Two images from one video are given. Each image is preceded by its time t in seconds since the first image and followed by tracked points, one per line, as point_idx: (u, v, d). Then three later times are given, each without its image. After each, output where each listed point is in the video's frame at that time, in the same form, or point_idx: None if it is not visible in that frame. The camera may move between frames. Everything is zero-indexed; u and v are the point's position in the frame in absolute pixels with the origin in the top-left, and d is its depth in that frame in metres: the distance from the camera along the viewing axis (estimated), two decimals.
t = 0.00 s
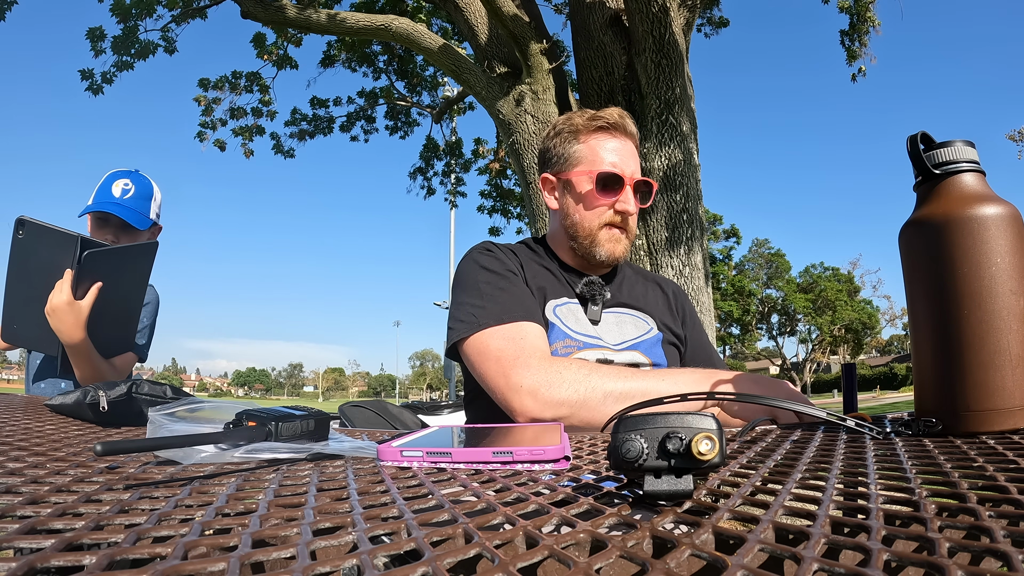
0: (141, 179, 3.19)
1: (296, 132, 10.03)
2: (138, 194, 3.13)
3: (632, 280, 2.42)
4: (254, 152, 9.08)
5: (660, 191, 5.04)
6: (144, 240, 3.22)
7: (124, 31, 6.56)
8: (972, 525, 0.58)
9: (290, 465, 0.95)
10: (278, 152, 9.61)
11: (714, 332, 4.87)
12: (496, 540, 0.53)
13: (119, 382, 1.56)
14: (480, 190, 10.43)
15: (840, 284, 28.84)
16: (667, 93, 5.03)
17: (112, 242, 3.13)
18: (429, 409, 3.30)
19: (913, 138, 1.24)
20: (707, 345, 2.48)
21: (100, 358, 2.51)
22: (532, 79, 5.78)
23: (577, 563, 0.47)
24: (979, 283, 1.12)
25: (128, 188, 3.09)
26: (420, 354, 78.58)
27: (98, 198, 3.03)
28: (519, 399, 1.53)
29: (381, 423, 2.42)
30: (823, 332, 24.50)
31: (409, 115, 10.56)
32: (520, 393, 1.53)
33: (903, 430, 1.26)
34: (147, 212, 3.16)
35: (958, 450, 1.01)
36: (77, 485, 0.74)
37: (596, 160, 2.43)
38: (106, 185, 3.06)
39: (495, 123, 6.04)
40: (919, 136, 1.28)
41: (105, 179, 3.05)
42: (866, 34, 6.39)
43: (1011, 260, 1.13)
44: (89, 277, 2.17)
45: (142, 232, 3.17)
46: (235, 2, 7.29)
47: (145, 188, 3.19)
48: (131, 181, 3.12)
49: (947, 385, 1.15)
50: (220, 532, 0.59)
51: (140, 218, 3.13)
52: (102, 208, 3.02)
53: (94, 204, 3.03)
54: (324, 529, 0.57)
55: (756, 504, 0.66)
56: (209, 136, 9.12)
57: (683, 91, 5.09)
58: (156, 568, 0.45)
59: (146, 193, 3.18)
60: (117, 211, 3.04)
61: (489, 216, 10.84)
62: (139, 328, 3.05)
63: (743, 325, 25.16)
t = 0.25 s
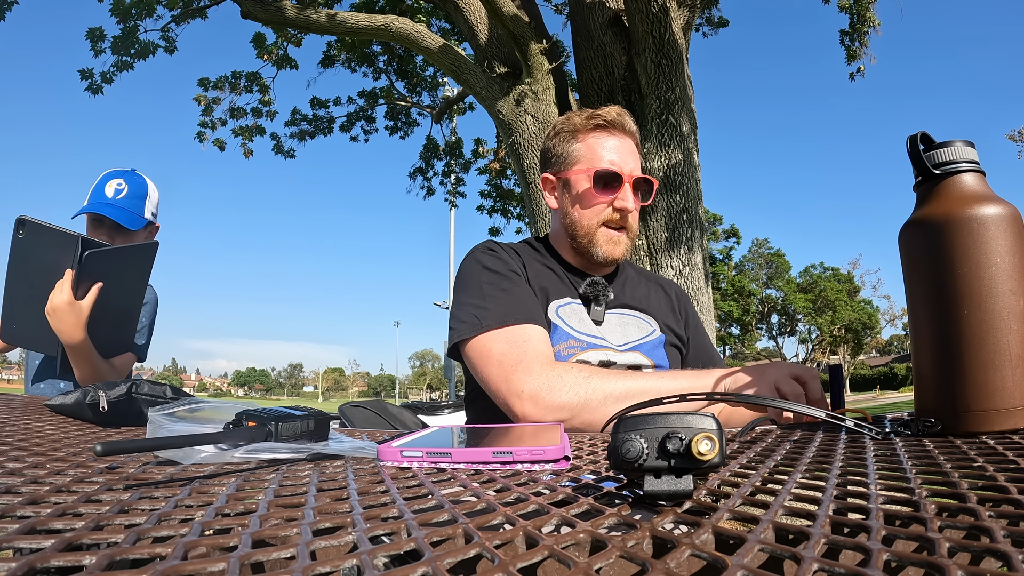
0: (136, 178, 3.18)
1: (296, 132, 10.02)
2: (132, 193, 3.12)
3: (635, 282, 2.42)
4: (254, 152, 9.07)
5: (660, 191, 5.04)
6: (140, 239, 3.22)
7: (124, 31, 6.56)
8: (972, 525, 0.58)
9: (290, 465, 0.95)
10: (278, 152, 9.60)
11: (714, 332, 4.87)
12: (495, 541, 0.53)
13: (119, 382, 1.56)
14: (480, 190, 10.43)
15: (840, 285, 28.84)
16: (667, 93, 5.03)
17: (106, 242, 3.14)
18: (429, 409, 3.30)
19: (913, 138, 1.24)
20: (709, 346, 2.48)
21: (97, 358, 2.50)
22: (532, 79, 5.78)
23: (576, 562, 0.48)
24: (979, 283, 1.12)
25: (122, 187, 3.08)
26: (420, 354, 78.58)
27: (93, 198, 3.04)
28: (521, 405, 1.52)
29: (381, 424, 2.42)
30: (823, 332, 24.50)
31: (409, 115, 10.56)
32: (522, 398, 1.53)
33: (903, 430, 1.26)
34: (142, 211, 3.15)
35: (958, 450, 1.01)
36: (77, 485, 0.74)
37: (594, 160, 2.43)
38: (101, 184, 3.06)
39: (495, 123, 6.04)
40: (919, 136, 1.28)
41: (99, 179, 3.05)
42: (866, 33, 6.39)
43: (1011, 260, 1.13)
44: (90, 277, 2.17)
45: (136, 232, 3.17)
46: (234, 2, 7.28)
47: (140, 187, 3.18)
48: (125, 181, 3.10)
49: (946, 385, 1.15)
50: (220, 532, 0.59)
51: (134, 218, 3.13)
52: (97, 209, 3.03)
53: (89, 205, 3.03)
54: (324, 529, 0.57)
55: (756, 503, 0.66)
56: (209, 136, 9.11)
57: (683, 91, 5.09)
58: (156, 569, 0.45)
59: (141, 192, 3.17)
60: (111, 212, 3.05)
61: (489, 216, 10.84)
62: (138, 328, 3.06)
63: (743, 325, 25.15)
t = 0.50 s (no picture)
0: (133, 177, 3.18)
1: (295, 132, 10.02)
2: (129, 191, 3.11)
3: (636, 282, 2.42)
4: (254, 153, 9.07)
5: (660, 191, 5.05)
6: (138, 238, 3.22)
7: (124, 31, 6.56)
8: (973, 525, 0.58)
9: (290, 465, 0.95)
10: (278, 152, 9.60)
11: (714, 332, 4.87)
12: (495, 541, 0.53)
13: (119, 382, 1.56)
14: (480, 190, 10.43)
15: (840, 285, 28.84)
16: (667, 93, 5.03)
17: (104, 242, 3.13)
18: (429, 409, 3.30)
19: (913, 138, 1.24)
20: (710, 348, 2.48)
21: (96, 359, 2.51)
22: (532, 79, 5.78)
23: (577, 563, 0.47)
24: (979, 283, 1.12)
25: (119, 186, 3.08)
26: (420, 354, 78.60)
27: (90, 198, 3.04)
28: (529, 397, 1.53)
29: (381, 424, 2.42)
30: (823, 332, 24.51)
31: (409, 115, 10.55)
32: (530, 390, 1.53)
33: (904, 430, 1.27)
34: (139, 210, 3.15)
35: (958, 450, 1.01)
36: (77, 485, 0.74)
37: (585, 159, 2.42)
38: (98, 184, 3.06)
39: (495, 123, 6.04)
40: (919, 136, 1.28)
41: (96, 178, 3.06)
42: (867, 33, 6.38)
43: (1011, 260, 1.13)
44: (86, 279, 2.16)
45: (133, 232, 3.16)
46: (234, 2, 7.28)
47: (136, 185, 3.18)
48: (121, 180, 3.10)
49: (947, 385, 1.15)
50: (220, 532, 0.59)
51: (131, 216, 3.13)
52: (94, 208, 3.02)
53: (86, 205, 3.02)
54: (324, 529, 0.57)
55: (756, 504, 0.66)
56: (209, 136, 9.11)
57: (683, 91, 5.09)
58: (156, 568, 0.45)
59: (138, 190, 3.17)
60: (108, 210, 3.05)
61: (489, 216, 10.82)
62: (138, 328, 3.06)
63: (744, 325, 25.13)
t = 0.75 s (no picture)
0: (131, 177, 3.19)
1: (295, 132, 10.02)
2: (126, 191, 3.12)
3: (637, 283, 2.42)
4: (254, 153, 9.07)
5: (660, 191, 5.05)
6: (136, 237, 3.23)
7: (124, 31, 6.56)
8: (972, 525, 0.58)
9: (290, 465, 0.95)
10: (278, 152, 9.59)
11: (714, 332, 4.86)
12: (496, 540, 0.53)
13: (119, 382, 1.56)
14: (480, 190, 10.42)
15: (840, 285, 28.84)
16: (667, 93, 5.03)
17: (101, 242, 3.13)
18: (429, 409, 3.30)
19: (913, 138, 1.24)
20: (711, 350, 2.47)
21: (95, 359, 2.51)
22: (532, 79, 5.78)
23: (577, 563, 0.47)
24: (979, 283, 1.12)
25: (116, 186, 3.08)
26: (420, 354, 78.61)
27: (88, 198, 3.05)
28: (529, 389, 1.45)
29: (381, 423, 2.42)
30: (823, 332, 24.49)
31: (409, 115, 10.55)
32: (528, 383, 1.46)
33: (902, 429, 1.27)
34: (136, 209, 3.15)
35: (958, 450, 1.01)
36: (77, 485, 0.74)
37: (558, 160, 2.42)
38: (95, 185, 3.07)
39: (495, 123, 6.04)
40: (919, 136, 1.28)
41: (94, 178, 3.06)
42: (867, 33, 6.38)
43: (1012, 260, 1.13)
44: (83, 278, 2.16)
45: (130, 232, 3.16)
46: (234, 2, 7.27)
47: (134, 185, 3.18)
48: (118, 180, 3.11)
49: (947, 385, 1.15)
50: (220, 532, 0.59)
51: (128, 216, 3.13)
52: (91, 208, 3.02)
53: (84, 206, 3.03)
54: (324, 529, 0.57)
55: (756, 504, 0.66)
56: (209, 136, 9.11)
57: (683, 91, 5.09)
58: (157, 568, 0.45)
59: (135, 190, 3.17)
60: (106, 211, 3.05)
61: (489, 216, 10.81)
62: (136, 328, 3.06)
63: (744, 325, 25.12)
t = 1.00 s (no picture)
0: (131, 177, 3.19)
1: (296, 132, 10.01)
2: (126, 192, 3.12)
3: (638, 283, 2.41)
4: (255, 153, 9.06)
5: (660, 191, 5.05)
6: (135, 237, 3.23)
7: (124, 31, 6.56)
8: (972, 525, 0.58)
9: (290, 465, 0.95)
10: (279, 153, 9.59)
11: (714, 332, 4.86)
12: (496, 540, 0.53)
13: (119, 382, 1.56)
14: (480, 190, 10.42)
15: (840, 285, 28.83)
16: (667, 93, 5.03)
17: (101, 242, 3.13)
18: (429, 409, 3.30)
19: (912, 138, 1.24)
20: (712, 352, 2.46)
21: (94, 359, 2.52)
22: (532, 79, 5.78)
23: (577, 562, 0.47)
24: (979, 283, 1.12)
25: (115, 186, 3.08)
26: (420, 354, 78.61)
27: (88, 198, 3.05)
28: (530, 389, 1.46)
29: (381, 423, 2.42)
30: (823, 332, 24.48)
31: (409, 115, 10.55)
32: (530, 383, 1.46)
33: (896, 429, 1.28)
34: (135, 210, 3.15)
35: (958, 450, 1.01)
36: (77, 485, 0.74)
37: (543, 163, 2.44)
38: (95, 184, 3.08)
39: (495, 123, 6.04)
40: (919, 136, 1.28)
41: (93, 178, 3.06)
42: (867, 34, 6.38)
43: (1012, 259, 1.13)
44: (82, 277, 2.16)
45: (129, 232, 3.16)
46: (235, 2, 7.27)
47: (134, 185, 3.18)
48: (118, 180, 3.11)
49: (947, 385, 1.15)
50: (220, 532, 0.59)
51: (128, 216, 3.12)
52: (91, 208, 3.03)
53: (83, 205, 3.03)
54: (324, 528, 0.57)
55: (756, 504, 0.66)
56: (210, 136, 9.10)
57: (683, 91, 5.09)
58: (156, 569, 0.45)
59: (135, 190, 3.17)
60: (105, 211, 3.05)
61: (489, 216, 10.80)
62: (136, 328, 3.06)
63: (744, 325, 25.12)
